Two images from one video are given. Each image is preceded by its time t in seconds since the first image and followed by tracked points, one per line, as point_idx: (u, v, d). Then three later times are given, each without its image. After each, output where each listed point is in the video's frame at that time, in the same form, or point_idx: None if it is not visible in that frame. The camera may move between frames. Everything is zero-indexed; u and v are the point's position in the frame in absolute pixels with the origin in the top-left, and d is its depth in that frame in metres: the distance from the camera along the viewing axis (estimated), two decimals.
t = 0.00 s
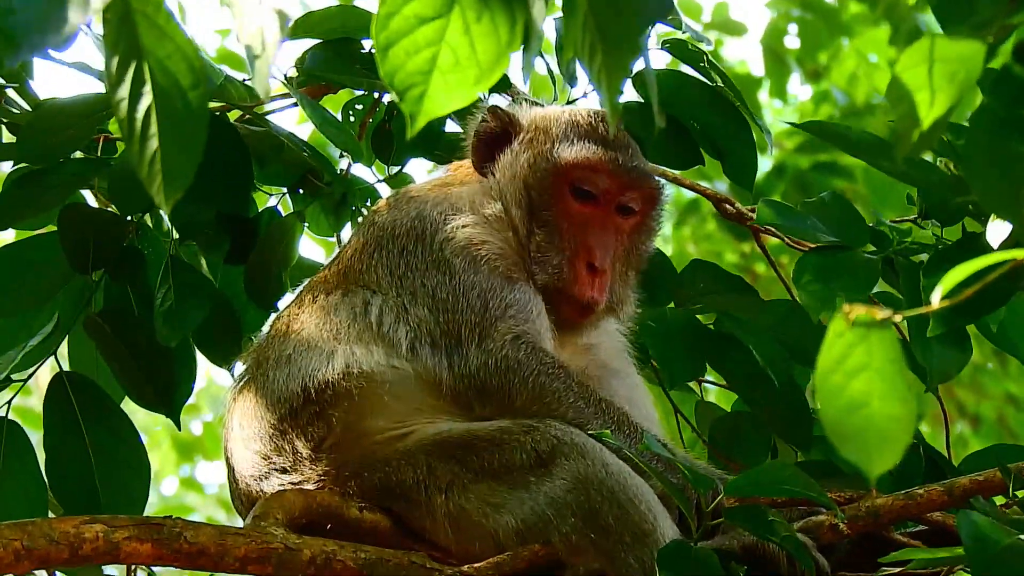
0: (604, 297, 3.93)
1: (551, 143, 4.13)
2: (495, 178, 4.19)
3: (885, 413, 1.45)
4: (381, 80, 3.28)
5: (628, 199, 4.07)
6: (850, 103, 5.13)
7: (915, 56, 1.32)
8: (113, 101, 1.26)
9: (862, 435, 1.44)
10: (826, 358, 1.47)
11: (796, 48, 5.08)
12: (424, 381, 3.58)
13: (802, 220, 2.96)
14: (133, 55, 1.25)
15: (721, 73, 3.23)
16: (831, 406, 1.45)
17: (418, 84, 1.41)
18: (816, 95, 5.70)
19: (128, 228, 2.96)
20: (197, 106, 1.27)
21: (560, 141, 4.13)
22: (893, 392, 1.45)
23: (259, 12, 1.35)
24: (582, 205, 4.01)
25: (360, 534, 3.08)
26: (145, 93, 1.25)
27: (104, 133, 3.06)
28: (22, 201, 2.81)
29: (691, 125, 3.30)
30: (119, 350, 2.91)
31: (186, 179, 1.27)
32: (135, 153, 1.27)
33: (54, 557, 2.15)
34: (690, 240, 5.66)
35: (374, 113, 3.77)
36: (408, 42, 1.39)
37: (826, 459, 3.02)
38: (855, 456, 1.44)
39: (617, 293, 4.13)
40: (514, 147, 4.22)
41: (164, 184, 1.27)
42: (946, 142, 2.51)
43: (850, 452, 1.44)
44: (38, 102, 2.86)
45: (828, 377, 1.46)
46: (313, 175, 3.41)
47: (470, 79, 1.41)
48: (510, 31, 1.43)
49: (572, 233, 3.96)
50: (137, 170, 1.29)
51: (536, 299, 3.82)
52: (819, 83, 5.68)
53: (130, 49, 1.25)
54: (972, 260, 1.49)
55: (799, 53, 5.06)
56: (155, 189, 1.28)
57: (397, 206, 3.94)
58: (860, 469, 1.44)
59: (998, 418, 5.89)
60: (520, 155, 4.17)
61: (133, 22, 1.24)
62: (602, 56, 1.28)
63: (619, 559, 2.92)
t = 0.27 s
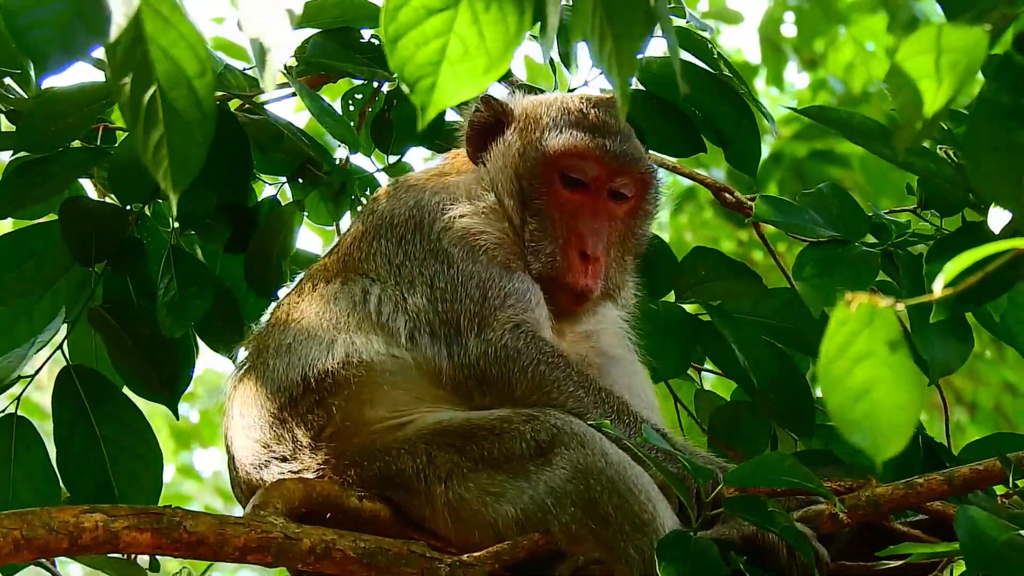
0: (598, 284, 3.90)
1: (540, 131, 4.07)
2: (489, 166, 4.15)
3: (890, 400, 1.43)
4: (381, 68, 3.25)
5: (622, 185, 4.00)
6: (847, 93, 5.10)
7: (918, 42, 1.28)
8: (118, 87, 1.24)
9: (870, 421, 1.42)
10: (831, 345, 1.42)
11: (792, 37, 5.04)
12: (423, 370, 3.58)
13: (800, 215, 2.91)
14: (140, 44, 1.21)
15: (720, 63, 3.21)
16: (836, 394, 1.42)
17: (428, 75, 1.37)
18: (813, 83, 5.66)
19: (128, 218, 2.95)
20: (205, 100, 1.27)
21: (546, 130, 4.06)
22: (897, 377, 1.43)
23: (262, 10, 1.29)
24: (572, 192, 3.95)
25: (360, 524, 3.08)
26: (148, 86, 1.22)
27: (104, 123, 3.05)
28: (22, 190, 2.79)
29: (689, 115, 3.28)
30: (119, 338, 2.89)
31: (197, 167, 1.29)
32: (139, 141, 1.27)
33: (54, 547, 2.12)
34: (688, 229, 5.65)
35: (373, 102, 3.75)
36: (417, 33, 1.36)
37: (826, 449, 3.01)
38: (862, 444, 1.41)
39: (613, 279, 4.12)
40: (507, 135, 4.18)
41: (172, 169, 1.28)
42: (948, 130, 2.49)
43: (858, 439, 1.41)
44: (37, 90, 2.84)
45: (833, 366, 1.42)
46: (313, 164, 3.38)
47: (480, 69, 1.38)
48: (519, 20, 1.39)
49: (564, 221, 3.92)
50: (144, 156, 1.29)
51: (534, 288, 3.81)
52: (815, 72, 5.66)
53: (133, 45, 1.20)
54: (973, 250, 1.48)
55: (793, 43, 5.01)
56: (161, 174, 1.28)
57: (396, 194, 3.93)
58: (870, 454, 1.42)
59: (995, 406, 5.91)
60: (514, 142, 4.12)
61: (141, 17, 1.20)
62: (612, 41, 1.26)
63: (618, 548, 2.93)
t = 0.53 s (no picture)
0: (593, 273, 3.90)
1: (529, 123, 4.07)
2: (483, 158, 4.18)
3: (900, 376, 1.40)
4: (382, 62, 3.24)
5: (612, 172, 4.00)
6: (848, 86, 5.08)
7: (922, 35, 1.26)
8: (132, 89, 1.18)
9: (881, 396, 1.39)
10: (836, 326, 1.41)
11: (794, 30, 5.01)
12: (425, 364, 3.58)
13: (805, 198, 2.93)
14: (149, 44, 1.17)
15: (722, 56, 3.19)
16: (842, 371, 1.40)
17: (438, 69, 1.34)
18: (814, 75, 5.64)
19: (130, 211, 2.93)
20: (220, 99, 1.19)
21: (534, 121, 4.07)
22: (904, 355, 1.40)
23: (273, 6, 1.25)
24: (563, 182, 3.97)
25: (362, 517, 3.08)
26: (162, 82, 1.17)
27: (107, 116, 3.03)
28: (25, 184, 2.77)
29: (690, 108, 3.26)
30: (121, 332, 2.88)
31: (210, 168, 1.17)
32: (155, 142, 1.17)
33: (56, 541, 2.11)
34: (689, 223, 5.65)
35: (376, 96, 3.74)
36: (426, 28, 1.33)
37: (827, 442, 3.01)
38: (873, 417, 1.38)
39: (611, 266, 4.10)
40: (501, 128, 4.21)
41: (187, 172, 1.18)
42: (952, 122, 2.48)
43: (868, 413, 1.38)
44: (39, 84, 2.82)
45: (839, 345, 1.41)
46: (315, 157, 3.37)
47: (489, 63, 1.34)
48: (529, 14, 1.34)
49: (556, 212, 3.94)
50: (157, 160, 1.19)
51: (534, 281, 3.80)
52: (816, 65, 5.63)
53: (147, 41, 1.17)
54: (976, 236, 1.46)
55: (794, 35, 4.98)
56: (177, 176, 1.18)
57: (396, 188, 3.91)
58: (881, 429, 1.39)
59: (995, 398, 5.91)
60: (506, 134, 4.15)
61: (149, 12, 1.16)
62: (622, 34, 1.25)
63: (621, 543, 2.92)
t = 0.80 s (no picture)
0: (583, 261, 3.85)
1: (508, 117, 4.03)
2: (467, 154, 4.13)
3: (896, 386, 1.32)
4: (382, 58, 3.23)
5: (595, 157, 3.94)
6: (847, 81, 5.07)
7: (924, 32, 1.25)
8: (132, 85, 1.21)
9: (873, 408, 1.30)
10: (834, 329, 1.34)
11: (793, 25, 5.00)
12: (424, 360, 3.58)
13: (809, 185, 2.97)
14: (148, 43, 1.19)
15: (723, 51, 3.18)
16: (836, 377, 1.32)
17: (438, 66, 1.33)
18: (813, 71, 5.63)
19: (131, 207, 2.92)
20: (218, 96, 1.19)
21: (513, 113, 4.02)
22: (902, 364, 1.32)
23: (276, 12, 1.28)
24: (545, 172, 3.91)
25: (362, 513, 3.08)
26: (160, 82, 1.19)
27: (108, 111, 3.03)
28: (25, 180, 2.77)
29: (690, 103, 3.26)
30: (123, 328, 2.88)
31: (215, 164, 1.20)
32: (151, 138, 1.21)
33: (56, 537, 2.11)
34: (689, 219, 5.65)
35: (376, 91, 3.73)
36: (426, 25, 1.32)
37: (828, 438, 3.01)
38: (867, 430, 1.29)
39: (606, 252, 4.05)
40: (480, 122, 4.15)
41: (184, 170, 1.20)
42: (953, 118, 2.47)
43: (862, 425, 1.30)
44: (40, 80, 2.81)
45: (834, 351, 1.33)
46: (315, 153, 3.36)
47: (491, 58, 1.34)
48: (529, 10, 1.37)
49: (539, 202, 3.88)
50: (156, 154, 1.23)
51: (530, 277, 3.78)
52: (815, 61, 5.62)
53: (145, 41, 1.19)
54: (980, 237, 1.44)
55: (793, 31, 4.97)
56: (174, 172, 1.21)
57: (394, 186, 3.91)
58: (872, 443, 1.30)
59: (994, 394, 5.91)
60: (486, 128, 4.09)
61: (150, 11, 1.18)
62: (622, 28, 1.25)
63: (620, 539, 2.91)
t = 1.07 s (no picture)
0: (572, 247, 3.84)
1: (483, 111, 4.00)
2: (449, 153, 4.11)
3: (896, 398, 1.27)
4: (383, 55, 3.22)
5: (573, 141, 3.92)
6: (848, 78, 5.06)
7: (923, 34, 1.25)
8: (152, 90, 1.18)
9: (876, 417, 1.25)
10: (836, 336, 1.29)
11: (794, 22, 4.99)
12: (425, 357, 3.57)
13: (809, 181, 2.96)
14: (166, 47, 1.17)
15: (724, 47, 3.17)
16: (837, 385, 1.26)
17: (442, 65, 1.33)
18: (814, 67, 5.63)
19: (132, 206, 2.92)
20: (236, 94, 1.15)
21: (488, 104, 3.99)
22: (903, 376, 1.28)
23: (297, 16, 1.27)
24: (525, 163, 3.89)
25: (363, 510, 3.08)
26: (181, 83, 1.16)
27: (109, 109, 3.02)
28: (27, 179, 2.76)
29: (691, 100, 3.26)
30: (125, 327, 2.88)
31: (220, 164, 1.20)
32: (174, 141, 1.16)
33: (58, 535, 2.11)
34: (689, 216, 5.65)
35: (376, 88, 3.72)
36: (431, 24, 1.32)
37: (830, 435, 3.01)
38: (866, 443, 1.23)
39: (595, 234, 4.04)
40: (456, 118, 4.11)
41: (208, 172, 1.15)
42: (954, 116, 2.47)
43: (861, 437, 1.23)
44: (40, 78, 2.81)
45: (837, 358, 1.28)
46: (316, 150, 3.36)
47: (495, 56, 1.33)
48: (534, 8, 1.34)
49: (522, 193, 3.87)
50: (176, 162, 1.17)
51: (529, 274, 3.76)
52: (815, 57, 5.62)
53: (165, 43, 1.17)
54: (985, 243, 1.44)
55: (793, 27, 4.97)
56: (197, 177, 1.16)
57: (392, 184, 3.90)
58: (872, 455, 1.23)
59: (995, 391, 5.91)
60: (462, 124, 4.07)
61: (165, 11, 1.17)
62: (627, 27, 1.23)
63: (622, 536, 2.89)
